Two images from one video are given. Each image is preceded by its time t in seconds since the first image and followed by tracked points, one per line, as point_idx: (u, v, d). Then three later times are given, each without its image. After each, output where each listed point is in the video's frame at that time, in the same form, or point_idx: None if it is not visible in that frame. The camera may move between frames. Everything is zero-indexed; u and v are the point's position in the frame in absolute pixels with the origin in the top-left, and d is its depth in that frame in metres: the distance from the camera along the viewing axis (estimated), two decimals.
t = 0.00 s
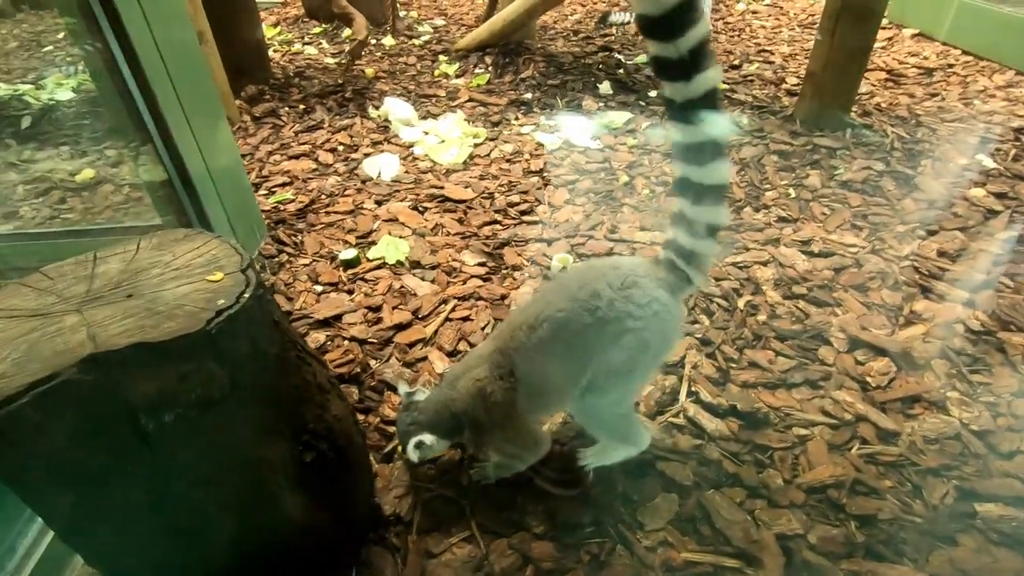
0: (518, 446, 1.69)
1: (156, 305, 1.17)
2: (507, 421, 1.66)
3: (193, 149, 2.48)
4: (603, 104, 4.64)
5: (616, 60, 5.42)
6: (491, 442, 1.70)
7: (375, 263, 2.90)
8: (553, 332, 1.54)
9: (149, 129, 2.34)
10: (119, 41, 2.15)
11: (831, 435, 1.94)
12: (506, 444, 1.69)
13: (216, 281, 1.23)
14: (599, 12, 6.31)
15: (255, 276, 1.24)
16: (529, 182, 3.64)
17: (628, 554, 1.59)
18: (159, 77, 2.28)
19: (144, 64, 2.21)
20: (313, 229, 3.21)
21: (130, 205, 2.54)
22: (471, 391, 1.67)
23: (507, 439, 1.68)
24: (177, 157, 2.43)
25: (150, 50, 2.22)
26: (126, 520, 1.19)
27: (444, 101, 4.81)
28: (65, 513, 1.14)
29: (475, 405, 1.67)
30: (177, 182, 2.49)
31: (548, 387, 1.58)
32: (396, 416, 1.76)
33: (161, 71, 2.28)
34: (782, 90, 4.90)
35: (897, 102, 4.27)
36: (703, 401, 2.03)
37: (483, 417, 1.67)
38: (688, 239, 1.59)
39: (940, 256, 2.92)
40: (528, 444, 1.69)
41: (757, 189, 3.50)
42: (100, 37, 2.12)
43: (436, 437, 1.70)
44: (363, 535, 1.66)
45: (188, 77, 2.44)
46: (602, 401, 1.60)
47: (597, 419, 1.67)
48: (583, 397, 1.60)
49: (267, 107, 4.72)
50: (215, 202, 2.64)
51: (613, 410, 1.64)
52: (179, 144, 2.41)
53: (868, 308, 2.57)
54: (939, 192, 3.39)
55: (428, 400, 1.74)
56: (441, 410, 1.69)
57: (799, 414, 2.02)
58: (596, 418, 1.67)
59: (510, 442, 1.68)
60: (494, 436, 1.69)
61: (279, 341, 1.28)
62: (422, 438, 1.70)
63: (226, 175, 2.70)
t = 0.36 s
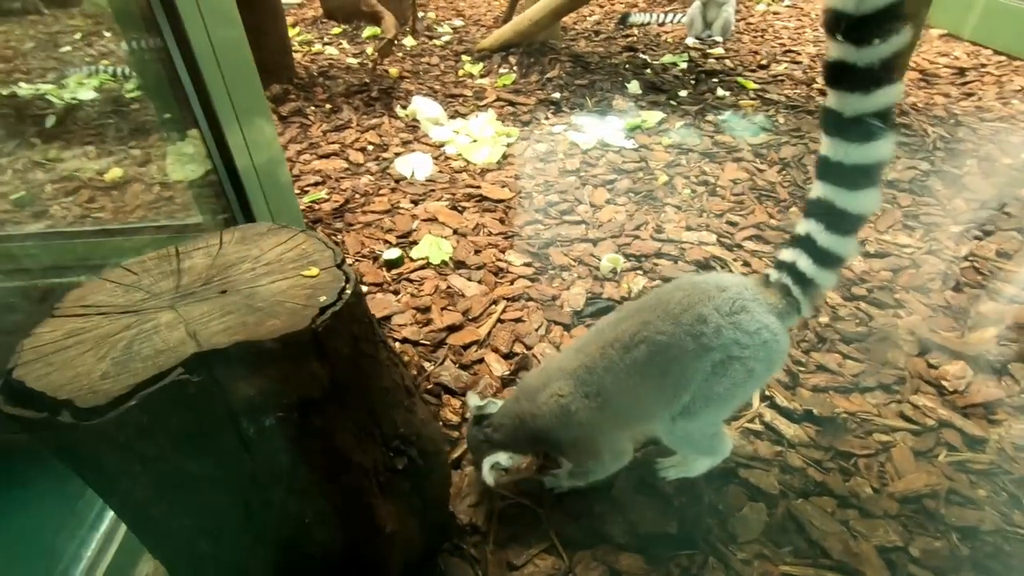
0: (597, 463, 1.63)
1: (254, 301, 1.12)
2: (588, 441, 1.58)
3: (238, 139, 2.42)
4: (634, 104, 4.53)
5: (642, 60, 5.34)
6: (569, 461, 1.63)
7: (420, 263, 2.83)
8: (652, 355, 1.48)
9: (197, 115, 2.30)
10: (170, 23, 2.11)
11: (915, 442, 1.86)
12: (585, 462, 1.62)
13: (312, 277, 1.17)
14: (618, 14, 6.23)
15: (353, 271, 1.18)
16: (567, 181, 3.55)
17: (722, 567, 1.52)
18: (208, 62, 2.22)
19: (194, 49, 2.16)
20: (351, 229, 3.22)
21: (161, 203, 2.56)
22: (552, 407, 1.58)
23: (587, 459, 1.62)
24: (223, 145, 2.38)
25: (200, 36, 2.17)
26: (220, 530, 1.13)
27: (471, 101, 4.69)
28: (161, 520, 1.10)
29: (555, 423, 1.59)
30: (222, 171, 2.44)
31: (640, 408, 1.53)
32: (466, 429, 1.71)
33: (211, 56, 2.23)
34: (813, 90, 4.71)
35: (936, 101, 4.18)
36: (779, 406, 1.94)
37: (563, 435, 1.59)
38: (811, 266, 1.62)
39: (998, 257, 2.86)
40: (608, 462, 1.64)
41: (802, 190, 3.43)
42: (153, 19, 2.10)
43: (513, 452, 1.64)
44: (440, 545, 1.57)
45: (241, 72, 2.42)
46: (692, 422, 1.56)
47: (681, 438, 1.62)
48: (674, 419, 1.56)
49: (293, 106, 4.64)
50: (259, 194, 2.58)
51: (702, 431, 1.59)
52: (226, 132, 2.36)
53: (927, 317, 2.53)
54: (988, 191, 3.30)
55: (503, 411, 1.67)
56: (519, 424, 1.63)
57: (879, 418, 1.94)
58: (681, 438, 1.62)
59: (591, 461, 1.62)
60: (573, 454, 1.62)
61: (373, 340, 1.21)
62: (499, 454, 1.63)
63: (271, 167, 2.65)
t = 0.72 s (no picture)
0: (629, 462, 1.69)
1: (315, 316, 1.18)
2: (627, 440, 1.64)
3: (253, 149, 2.44)
4: (626, 114, 4.65)
5: (631, 70, 5.47)
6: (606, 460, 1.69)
7: (430, 274, 2.91)
8: (695, 356, 1.57)
9: (216, 131, 2.33)
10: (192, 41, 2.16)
11: (917, 433, 1.97)
12: (621, 461, 1.68)
13: (366, 292, 1.24)
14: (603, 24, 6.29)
15: (405, 286, 1.25)
16: (567, 191, 3.64)
17: (747, 557, 1.61)
18: (227, 78, 2.27)
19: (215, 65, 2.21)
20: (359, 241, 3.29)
21: (165, 219, 2.62)
22: (594, 407, 1.63)
23: (624, 457, 1.67)
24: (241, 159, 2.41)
25: (220, 53, 2.22)
26: (288, 534, 1.19)
27: (467, 112, 4.75)
28: (231, 526, 1.15)
29: (595, 422, 1.64)
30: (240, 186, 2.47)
31: (677, 408, 1.62)
32: (503, 427, 1.69)
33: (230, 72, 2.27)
34: (798, 98, 4.87)
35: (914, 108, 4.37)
36: (789, 404, 2.03)
37: (602, 434, 1.65)
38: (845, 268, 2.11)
39: (981, 256, 3.01)
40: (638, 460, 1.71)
41: (793, 195, 3.57)
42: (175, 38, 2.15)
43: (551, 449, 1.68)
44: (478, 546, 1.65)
45: (257, 84, 2.42)
46: (721, 421, 1.67)
47: (707, 436, 1.72)
48: (705, 417, 1.66)
49: (290, 121, 4.68)
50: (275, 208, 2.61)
51: (728, 431, 1.70)
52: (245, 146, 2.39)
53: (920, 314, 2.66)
54: (969, 193, 3.46)
55: (540, 410, 1.70)
56: (558, 423, 1.66)
57: (882, 412, 2.05)
58: (707, 436, 1.72)
59: (625, 460, 1.69)
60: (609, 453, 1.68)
61: (424, 350, 1.28)
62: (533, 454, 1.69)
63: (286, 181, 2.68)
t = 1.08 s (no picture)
0: (643, 406, 1.81)
1: (352, 280, 1.29)
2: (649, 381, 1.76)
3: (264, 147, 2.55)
4: (614, 116, 4.82)
5: (616, 76, 5.67)
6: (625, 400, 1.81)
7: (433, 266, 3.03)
8: (726, 308, 1.70)
9: (230, 131, 2.43)
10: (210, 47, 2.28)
11: (897, 396, 2.13)
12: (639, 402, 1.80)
13: (396, 259, 1.35)
14: (587, 32, 6.33)
15: (431, 255, 1.37)
16: (560, 189, 3.79)
17: (746, 505, 1.74)
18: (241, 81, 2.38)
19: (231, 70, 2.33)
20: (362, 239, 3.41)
21: (168, 224, 2.77)
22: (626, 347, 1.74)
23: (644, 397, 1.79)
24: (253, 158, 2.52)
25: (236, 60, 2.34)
26: (329, 479, 1.30)
27: (459, 117, 4.89)
28: (278, 469, 1.26)
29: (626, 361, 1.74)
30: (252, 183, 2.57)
31: (698, 358, 1.73)
32: (538, 369, 1.85)
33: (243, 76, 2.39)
34: (776, 99, 5.10)
35: (884, 107, 4.61)
36: (779, 372, 2.18)
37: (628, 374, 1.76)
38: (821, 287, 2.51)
39: (953, 239, 3.21)
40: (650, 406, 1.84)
41: (775, 188, 3.75)
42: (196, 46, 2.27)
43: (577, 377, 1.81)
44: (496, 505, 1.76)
45: (261, 78, 2.53)
46: (728, 376, 1.80)
47: (712, 393, 1.85)
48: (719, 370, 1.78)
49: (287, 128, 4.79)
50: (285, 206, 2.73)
51: (733, 389, 1.84)
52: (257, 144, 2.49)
53: (898, 292, 2.84)
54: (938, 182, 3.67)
55: (574, 354, 1.84)
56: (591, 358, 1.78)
57: (865, 378, 2.20)
58: (713, 393, 1.84)
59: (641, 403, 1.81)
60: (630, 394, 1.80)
61: (449, 313, 1.39)
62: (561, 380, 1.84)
63: (292, 183, 2.80)
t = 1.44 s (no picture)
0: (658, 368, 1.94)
1: (366, 297, 1.34)
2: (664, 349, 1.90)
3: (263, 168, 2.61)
4: (602, 122, 4.90)
5: (601, 82, 5.75)
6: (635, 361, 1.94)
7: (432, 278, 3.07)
8: (759, 317, 1.82)
9: (231, 152, 2.49)
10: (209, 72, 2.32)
11: (890, 384, 2.20)
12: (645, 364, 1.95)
13: (406, 275, 1.40)
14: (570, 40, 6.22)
15: (441, 270, 1.41)
16: (553, 196, 3.85)
17: (752, 497, 1.79)
18: (239, 103, 2.44)
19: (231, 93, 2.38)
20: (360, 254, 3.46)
21: (166, 247, 2.72)
22: (662, 311, 1.88)
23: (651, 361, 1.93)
24: (253, 178, 2.59)
25: (232, 80, 2.39)
26: (351, 489, 1.34)
27: (449, 129, 4.95)
28: (301, 481, 1.30)
29: (658, 322, 1.88)
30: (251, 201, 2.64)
31: (715, 350, 1.84)
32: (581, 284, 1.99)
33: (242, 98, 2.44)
34: (759, 98, 5.20)
35: (864, 102, 4.72)
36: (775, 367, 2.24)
37: (651, 336, 1.91)
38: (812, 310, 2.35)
39: (936, 229, 3.31)
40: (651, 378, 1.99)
41: (763, 187, 3.83)
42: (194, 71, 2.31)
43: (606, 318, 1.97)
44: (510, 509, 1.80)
45: (258, 104, 2.59)
46: (733, 377, 1.89)
47: (714, 387, 1.95)
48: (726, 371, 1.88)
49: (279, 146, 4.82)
50: (284, 224, 2.79)
51: (735, 390, 1.92)
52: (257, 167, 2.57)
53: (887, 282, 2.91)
54: (919, 176, 3.78)
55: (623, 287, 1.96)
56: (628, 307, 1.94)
57: (859, 369, 2.27)
58: (714, 387, 1.94)
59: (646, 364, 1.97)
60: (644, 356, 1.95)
61: (458, 324, 1.44)
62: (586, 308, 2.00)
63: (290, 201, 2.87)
